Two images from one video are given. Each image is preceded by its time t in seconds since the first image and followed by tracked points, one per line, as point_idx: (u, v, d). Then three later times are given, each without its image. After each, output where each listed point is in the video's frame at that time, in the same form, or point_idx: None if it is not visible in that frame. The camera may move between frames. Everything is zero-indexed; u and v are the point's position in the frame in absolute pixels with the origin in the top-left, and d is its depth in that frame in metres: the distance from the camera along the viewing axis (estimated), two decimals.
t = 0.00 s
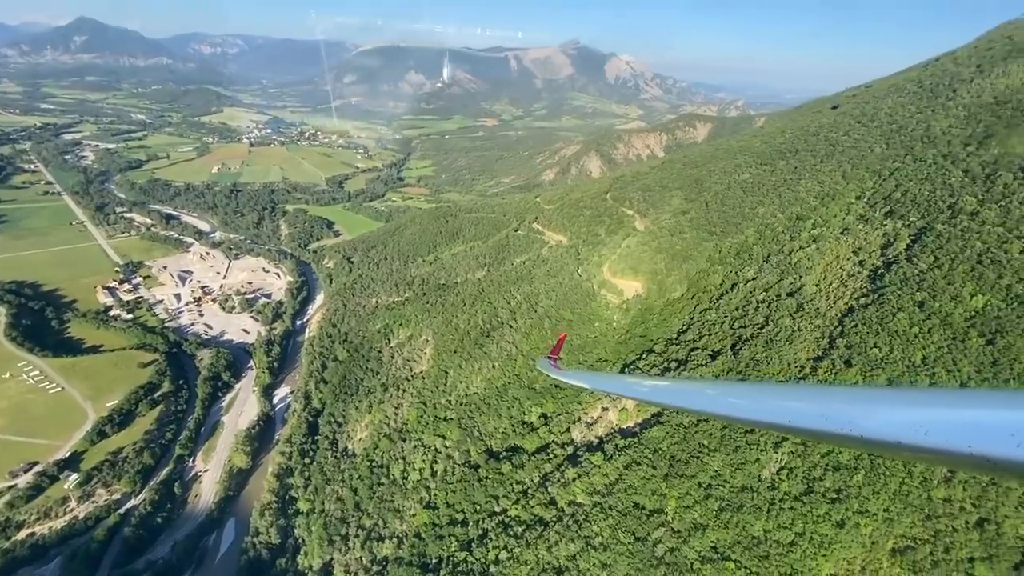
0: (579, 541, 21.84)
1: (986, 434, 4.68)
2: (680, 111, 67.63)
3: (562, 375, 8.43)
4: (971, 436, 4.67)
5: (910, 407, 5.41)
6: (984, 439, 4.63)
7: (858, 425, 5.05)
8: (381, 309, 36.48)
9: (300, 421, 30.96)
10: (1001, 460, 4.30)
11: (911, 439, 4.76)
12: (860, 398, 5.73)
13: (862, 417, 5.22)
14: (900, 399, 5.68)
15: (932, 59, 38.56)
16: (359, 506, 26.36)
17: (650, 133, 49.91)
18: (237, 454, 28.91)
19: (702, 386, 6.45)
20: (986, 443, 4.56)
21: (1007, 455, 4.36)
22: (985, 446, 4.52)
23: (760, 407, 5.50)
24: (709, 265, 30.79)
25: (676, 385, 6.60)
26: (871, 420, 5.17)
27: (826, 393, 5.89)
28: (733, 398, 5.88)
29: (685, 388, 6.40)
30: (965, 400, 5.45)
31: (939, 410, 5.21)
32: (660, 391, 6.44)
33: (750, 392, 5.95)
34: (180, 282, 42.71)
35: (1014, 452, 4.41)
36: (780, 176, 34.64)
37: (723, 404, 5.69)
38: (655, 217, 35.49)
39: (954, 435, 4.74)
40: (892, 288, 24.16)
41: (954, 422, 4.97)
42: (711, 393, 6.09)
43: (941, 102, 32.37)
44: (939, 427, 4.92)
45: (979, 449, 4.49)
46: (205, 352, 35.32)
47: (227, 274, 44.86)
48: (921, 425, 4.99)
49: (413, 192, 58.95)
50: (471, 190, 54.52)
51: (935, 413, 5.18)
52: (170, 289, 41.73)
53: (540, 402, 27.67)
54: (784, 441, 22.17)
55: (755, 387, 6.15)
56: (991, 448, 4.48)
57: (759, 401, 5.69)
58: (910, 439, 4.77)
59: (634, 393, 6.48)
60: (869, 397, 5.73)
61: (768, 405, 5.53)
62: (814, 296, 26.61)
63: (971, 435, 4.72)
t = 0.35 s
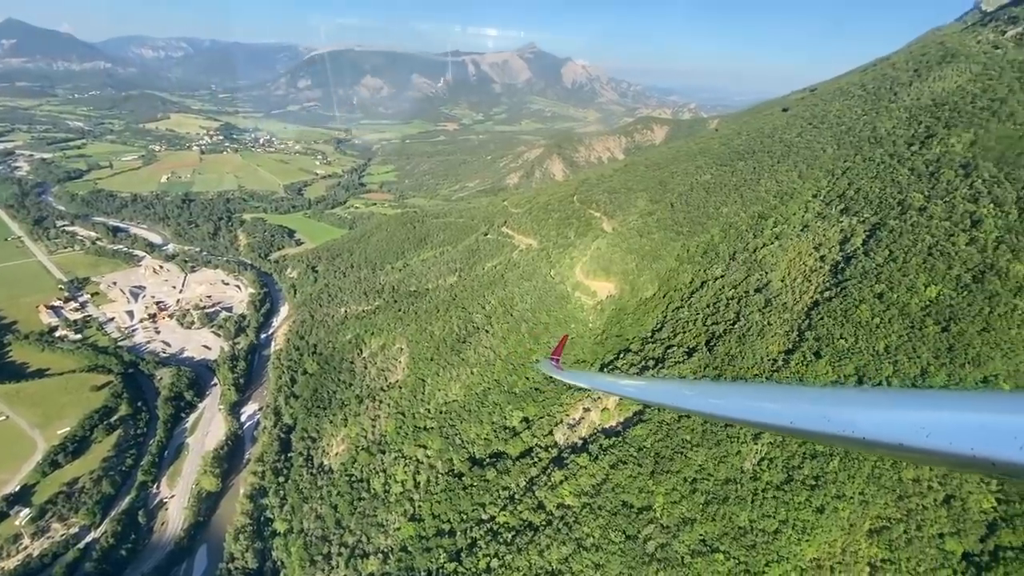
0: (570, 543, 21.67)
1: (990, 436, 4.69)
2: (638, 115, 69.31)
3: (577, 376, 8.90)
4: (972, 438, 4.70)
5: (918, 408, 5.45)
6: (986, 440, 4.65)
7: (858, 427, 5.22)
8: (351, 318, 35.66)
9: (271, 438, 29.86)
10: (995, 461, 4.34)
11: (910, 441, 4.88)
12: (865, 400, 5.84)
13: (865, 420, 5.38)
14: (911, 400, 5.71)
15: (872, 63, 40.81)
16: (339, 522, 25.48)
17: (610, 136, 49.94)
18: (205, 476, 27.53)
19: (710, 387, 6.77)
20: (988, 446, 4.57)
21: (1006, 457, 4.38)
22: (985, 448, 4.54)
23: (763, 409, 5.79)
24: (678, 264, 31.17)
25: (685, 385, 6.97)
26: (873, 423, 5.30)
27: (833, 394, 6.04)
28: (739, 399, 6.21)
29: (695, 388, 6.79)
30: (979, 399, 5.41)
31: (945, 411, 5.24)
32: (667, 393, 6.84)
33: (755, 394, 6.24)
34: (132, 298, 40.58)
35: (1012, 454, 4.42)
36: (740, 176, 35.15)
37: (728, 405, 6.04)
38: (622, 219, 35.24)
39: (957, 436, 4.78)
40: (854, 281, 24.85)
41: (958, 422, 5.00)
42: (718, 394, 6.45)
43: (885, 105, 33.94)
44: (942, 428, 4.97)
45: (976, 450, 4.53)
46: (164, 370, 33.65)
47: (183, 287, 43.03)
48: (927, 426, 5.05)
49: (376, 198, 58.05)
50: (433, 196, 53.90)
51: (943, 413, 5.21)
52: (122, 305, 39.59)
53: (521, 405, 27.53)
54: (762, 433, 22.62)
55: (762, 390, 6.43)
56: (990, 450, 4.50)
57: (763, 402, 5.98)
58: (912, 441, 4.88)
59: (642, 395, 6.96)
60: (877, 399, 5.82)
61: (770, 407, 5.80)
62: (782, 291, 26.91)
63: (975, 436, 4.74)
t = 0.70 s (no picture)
0: (561, 547, 21.35)
1: (996, 432, 4.84)
2: (597, 119, 70.44)
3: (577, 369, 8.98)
4: (979, 435, 4.86)
5: (919, 401, 5.60)
6: (991, 435, 4.83)
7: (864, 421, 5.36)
8: (319, 330, 34.65)
9: (241, 459, 28.66)
10: (1003, 459, 4.52)
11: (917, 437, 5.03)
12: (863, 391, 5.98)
13: (870, 412, 5.49)
14: (910, 391, 5.86)
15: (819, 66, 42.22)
16: (320, 542, 24.54)
17: (572, 140, 49.87)
18: (171, 502, 26.09)
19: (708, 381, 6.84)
20: (995, 442, 4.75)
21: (1014, 454, 4.54)
22: (993, 445, 4.70)
23: (768, 404, 5.88)
24: (649, 264, 30.71)
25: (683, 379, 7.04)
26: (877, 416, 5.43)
27: (830, 388, 6.16)
28: (741, 392, 6.29)
29: (695, 382, 6.85)
30: (976, 391, 5.58)
31: (947, 404, 5.40)
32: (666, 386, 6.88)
33: (755, 388, 6.35)
34: (80, 316, 38.38)
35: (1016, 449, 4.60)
36: (703, 177, 34.87)
37: (732, 396, 6.18)
38: (590, 221, 34.83)
39: (965, 433, 4.93)
40: (818, 278, 25.17)
41: (960, 417, 5.16)
42: (718, 387, 6.53)
43: (833, 109, 34.43)
44: (947, 424, 5.13)
45: (983, 448, 4.70)
46: (120, 392, 31.91)
47: (136, 303, 41.04)
48: (933, 421, 5.20)
49: (337, 205, 56.77)
50: (396, 202, 52.88)
51: (946, 407, 5.35)
52: (69, 325, 37.43)
53: (502, 411, 27.20)
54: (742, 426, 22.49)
55: (760, 383, 6.53)
56: (998, 448, 4.66)
57: (765, 396, 6.09)
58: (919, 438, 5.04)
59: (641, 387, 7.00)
60: (874, 389, 5.96)
61: (775, 402, 5.90)
62: (750, 290, 26.89)
63: (981, 432, 4.89)
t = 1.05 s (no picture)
0: (552, 551, 21.00)
1: (999, 427, 5.43)
2: (559, 123, 70.99)
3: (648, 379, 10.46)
4: (984, 429, 5.47)
5: (942, 401, 6.28)
6: (993, 429, 5.43)
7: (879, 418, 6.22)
8: (286, 342, 33.52)
9: (209, 480, 27.37)
10: (995, 450, 5.15)
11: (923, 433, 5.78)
12: (891, 394, 6.79)
13: (889, 412, 6.36)
14: (934, 393, 6.49)
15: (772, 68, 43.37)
16: (300, 563, 23.51)
17: (535, 145, 49.49)
18: (135, 530, 24.62)
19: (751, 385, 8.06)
20: (1002, 437, 5.30)
21: (1015, 446, 5.09)
22: (994, 439, 5.29)
23: (794, 403, 6.97)
24: (621, 266, 30.54)
25: (729, 382, 8.34)
26: (894, 415, 6.25)
27: (862, 391, 7.04)
28: (775, 395, 7.46)
29: (736, 384, 8.14)
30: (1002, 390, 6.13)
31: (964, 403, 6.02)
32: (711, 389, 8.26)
33: (788, 392, 7.44)
34: (23, 337, 36.34)
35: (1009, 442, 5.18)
36: (668, 180, 34.40)
37: (766, 399, 7.29)
38: (560, 225, 34.63)
39: (974, 428, 5.54)
40: (784, 276, 25.44)
41: (974, 413, 5.77)
42: (756, 390, 7.74)
43: (787, 115, 34.67)
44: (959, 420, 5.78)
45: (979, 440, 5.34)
46: (73, 417, 30.09)
47: (84, 320, 38.89)
48: (950, 418, 5.86)
49: (298, 212, 55.16)
50: (359, 209, 51.67)
51: (964, 406, 5.96)
52: (12, 347, 35.48)
53: (483, 418, 26.87)
54: (721, 422, 22.46)
55: (797, 388, 7.63)
56: (994, 441, 5.27)
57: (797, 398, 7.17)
58: (928, 433, 5.76)
59: (688, 391, 8.57)
60: (904, 394, 6.73)
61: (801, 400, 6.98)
62: (719, 289, 26.95)
63: (989, 426, 5.49)
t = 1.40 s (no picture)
0: (543, 556, 20.76)
1: (1009, 439, 5.40)
2: (523, 127, 71.21)
3: (609, 375, 9.94)
4: (994, 439, 5.43)
5: (939, 410, 6.20)
6: (1004, 440, 5.41)
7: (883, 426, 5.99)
8: (253, 354, 32.31)
9: (177, 503, 26.03)
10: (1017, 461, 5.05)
11: (933, 442, 5.63)
12: (883, 401, 6.64)
13: (888, 419, 6.18)
14: (922, 402, 6.50)
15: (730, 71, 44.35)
16: None
17: (501, 148, 48.74)
18: (97, 560, 23.14)
19: (729, 385, 7.63)
20: (1012, 448, 5.29)
21: None
22: (1005, 451, 5.26)
23: (791, 407, 6.59)
24: (594, 268, 30.49)
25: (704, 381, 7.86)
26: (896, 423, 6.07)
27: (853, 396, 6.84)
28: (763, 398, 7.03)
29: (718, 385, 7.66)
30: (994, 400, 6.18)
31: (963, 413, 6.00)
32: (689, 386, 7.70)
33: (776, 394, 7.08)
34: None
35: None
36: (636, 183, 34.01)
37: (754, 401, 6.92)
38: (532, 227, 34.56)
39: (983, 439, 5.49)
40: (755, 275, 25.58)
41: (977, 424, 5.75)
42: (741, 391, 7.30)
43: (747, 118, 34.66)
44: (963, 428, 5.72)
45: (995, 450, 5.29)
46: (22, 442, 28.25)
47: (30, 339, 36.72)
48: (951, 427, 5.79)
49: (258, 219, 53.36)
50: (320, 214, 50.52)
51: (965, 415, 5.93)
52: None
53: (465, 425, 26.53)
54: (703, 418, 22.46)
55: (783, 390, 7.27)
56: (1009, 452, 5.22)
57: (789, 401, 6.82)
58: (937, 442, 5.62)
59: (663, 386, 8.05)
60: (896, 401, 6.61)
61: (796, 404, 6.61)
62: (693, 289, 27.00)
63: (997, 437, 5.47)
